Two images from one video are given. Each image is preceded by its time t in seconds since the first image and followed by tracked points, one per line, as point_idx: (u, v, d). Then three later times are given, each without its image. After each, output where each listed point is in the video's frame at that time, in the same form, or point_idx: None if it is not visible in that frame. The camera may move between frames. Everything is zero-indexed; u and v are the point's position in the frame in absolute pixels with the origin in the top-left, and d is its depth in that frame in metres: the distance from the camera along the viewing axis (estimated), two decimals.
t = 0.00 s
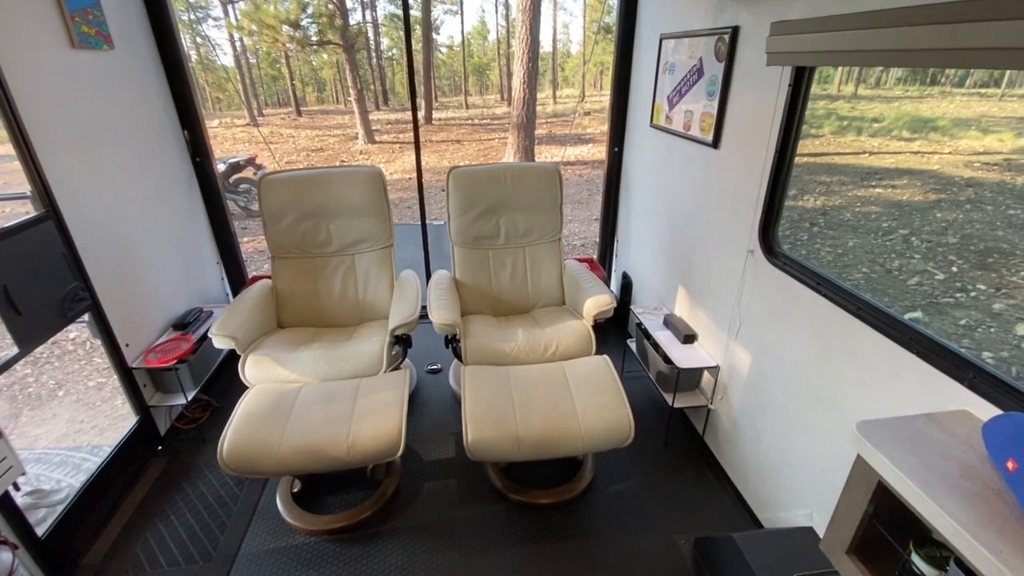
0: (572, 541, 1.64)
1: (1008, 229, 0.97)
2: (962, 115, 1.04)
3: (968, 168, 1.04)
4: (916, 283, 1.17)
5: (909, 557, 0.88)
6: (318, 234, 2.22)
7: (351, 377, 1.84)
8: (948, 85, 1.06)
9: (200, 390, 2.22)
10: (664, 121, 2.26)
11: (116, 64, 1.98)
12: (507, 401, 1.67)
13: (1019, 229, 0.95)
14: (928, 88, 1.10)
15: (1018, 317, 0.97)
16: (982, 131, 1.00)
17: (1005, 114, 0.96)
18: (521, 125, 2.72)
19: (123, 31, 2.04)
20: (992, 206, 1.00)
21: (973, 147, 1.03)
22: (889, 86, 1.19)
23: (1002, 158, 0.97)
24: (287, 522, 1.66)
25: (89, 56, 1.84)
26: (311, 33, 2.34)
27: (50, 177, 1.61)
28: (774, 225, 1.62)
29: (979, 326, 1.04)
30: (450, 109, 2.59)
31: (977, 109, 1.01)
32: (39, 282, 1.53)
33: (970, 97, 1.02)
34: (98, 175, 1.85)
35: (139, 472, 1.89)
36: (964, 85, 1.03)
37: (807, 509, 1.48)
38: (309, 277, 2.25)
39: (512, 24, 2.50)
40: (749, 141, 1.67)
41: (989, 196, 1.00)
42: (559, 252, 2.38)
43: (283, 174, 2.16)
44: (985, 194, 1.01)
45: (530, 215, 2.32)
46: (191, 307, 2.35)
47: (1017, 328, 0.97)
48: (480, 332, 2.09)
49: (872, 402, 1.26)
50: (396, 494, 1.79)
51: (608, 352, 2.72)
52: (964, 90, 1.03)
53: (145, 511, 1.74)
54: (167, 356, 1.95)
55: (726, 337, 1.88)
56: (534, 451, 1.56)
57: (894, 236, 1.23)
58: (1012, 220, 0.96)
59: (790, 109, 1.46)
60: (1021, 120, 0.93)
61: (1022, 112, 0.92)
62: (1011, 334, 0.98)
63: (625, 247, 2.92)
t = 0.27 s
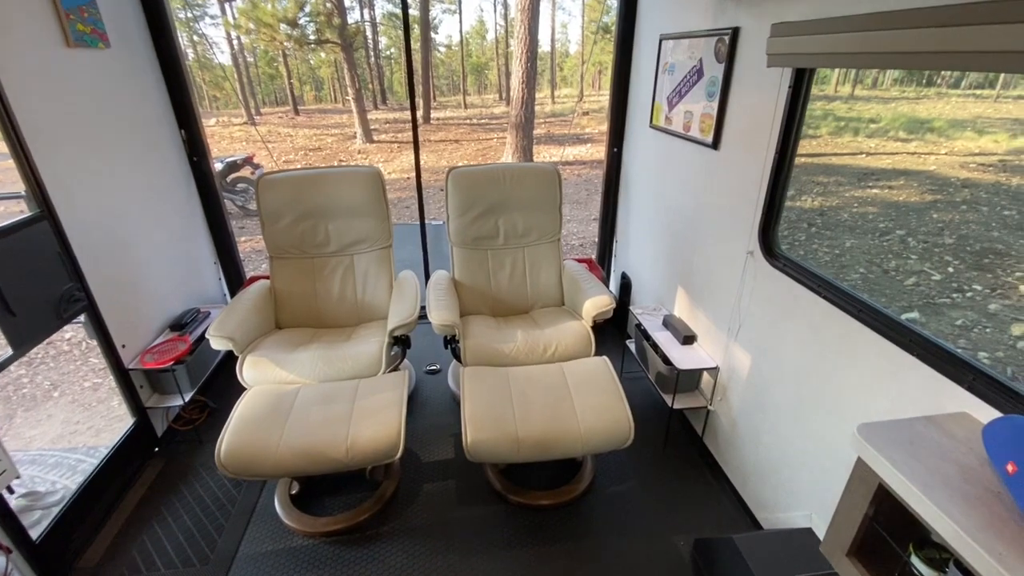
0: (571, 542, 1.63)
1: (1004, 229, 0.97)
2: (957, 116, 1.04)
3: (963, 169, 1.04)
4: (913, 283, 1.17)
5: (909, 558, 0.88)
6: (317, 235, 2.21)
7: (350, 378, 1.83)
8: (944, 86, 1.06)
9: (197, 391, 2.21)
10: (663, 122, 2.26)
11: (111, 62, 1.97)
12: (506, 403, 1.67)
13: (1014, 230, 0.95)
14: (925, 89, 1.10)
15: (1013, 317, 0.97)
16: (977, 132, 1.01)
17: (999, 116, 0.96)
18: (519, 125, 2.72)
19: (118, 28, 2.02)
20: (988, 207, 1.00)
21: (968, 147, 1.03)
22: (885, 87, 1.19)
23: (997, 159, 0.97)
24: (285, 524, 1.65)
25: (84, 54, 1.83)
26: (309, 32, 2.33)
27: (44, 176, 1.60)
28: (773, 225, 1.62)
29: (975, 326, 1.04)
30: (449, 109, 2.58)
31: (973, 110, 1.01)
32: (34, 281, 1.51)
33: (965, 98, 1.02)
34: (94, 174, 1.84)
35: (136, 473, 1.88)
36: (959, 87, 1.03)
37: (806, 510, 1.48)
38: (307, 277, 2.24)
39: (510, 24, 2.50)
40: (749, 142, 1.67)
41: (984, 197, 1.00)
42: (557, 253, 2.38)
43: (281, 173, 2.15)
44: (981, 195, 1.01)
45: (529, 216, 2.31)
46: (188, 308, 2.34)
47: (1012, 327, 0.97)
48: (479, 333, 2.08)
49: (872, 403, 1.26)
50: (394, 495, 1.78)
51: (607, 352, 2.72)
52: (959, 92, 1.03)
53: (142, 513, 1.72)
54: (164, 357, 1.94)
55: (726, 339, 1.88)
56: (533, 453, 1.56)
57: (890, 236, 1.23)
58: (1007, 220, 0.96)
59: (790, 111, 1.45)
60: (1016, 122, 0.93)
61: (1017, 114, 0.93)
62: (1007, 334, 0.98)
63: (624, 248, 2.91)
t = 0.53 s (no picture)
0: (566, 541, 1.63)
1: (993, 228, 0.98)
2: (949, 116, 1.05)
3: (954, 169, 1.04)
4: (905, 281, 1.17)
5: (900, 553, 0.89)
6: (310, 233, 2.20)
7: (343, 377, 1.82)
8: (936, 86, 1.06)
9: (189, 391, 2.19)
10: (658, 120, 2.26)
11: (100, 59, 1.94)
12: (500, 402, 1.66)
13: (1003, 228, 0.96)
14: (916, 90, 1.11)
15: (1003, 315, 0.97)
16: (967, 133, 1.01)
17: (989, 117, 0.97)
18: (515, 125, 2.71)
19: (107, 25, 2.00)
20: (978, 206, 1.00)
21: (959, 148, 1.03)
22: (878, 87, 1.19)
23: (986, 160, 0.98)
24: (278, 525, 1.64)
25: (72, 50, 1.80)
26: (304, 31, 2.31)
27: (30, 175, 1.58)
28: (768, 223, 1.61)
29: (966, 324, 1.04)
30: (444, 109, 2.57)
31: (963, 111, 1.01)
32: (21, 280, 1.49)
33: (955, 98, 1.03)
34: (83, 173, 1.82)
35: (127, 474, 1.86)
36: (950, 87, 1.03)
37: (800, 507, 1.48)
38: (301, 276, 2.23)
39: (506, 23, 2.49)
40: (743, 140, 1.67)
41: (974, 196, 1.01)
42: (552, 252, 2.37)
43: (274, 171, 2.14)
44: (971, 195, 1.02)
45: (524, 214, 2.30)
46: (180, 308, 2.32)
47: (1002, 325, 0.97)
48: (474, 332, 2.07)
49: (864, 401, 1.26)
50: (388, 495, 1.77)
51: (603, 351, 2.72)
52: (950, 92, 1.04)
53: (132, 514, 1.71)
54: (154, 357, 1.92)
55: (720, 336, 1.88)
56: (527, 451, 1.55)
57: (883, 235, 1.23)
58: (996, 219, 0.97)
59: (783, 108, 1.45)
60: (1005, 123, 0.94)
61: (1006, 115, 0.94)
62: (996, 332, 0.98)
63: (619, 247, 2.91)
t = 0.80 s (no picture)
0: (558, 536, 1.64)
1: (976, 226, 0.99)
2: (933, 116, 1.06)
3: (939, 168, 1.06)
4: (892, 278, 1.19)
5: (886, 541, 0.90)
6: (300, 231, 2.18)
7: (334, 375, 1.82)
8: (920, 87, 1.08)
9: (177, 391, 2.17)
10: (648, 118, 2.27)
11: (83, 55, 1.91)
12: (492, 399, 1.66)
13: (986, 226, 0.97)
14: (901, 91, 1.12)
15: (986, 310, 0.99)
16: (952, 132, 1.03)
17: (972, 117, 0.99)
18: (506, 124, 2.71)
19: (90, 22, 1.97)
20: (962, 204, 1.02)
21: (943, 148, 1.05)
22: (864, 88, 1.21)
23: (970, 159, 0.99)
24: (268, 524, 1.63)
25: (54, 46, 1.77)
26: (293, 30, 2.30)
27: (14, 173, 1.56)
28: (757, 221, 1.63)
29: (950, 319, 1.06)
30: (435, 108, 2.57)
31: (948, 111, 1.03)
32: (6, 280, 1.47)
33: (939, 99, 1.04)
34: (68, 172, 1.80)
35: (115, 475, 1.84)
36: (935, 87, 1.05)
37: (789, 499, 1.50)
38: (290, 275, 2.21)
39: (497, 23, 2.49)
40: (731, 136, 1.68)
41: (959, 194, 1.02)
42: (543, 249, 2.38)
43: (262, 169, 2.12)
44: (955, 193, 1.03)
45: (514, 211, 2.31)
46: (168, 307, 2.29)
47: (985, 320, 0.99)
48: (465, 329, 2.07)
49: (852, 394, 1.27)
50: (380, 493, 1.77)
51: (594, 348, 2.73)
52: (934, 93, 1.05)
53: (120, 515, 1.69)
54: (141, 357, 1.90)
55: (709, 331, 1.90)
56: (519, 448, 1.56)
57: (870, 233, 1.25)
58: (980, 217, 0.98)
59: (770, 104, 1.47)
60: (988, 123, 0.96)
61: (988, 116, 0.95)
62: (980, 327, 1.00)
63: (609, 244, 2.93)
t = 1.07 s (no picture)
0: (553, 529, 1.66)
1: (959, 223, 1.04)
2: (915, 117, 1.10)
3: (921, 167, 1.10)
4: (875, 275, 1.24)
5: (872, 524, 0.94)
6: (292, 231, 2.18)
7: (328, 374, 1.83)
8: (901, 88, 1.12)
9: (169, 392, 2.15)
10: (637, 118, 2.31)
11: (74, 54, 1.90)
12: (487, 395, 1.68)
13: (968, 223, 1.02)
14: (883, 92, 1.17)
15: (967, 306, 1.03)
16: (934, 133, 1.07)
17: (954, 117, 1.03)
18: (495, 125, 2.74)
19: (81, 21, 1.96)
20: (944, 203, 1.06)
21: (926, 147, 1.09)
22: (847, 89, 1.25)
23: (952, 158, 1.04)
24: (264, 522, 1.64)
25: (44, 45, 1.75)
26: (279, 30, 2.30)
27: (5, 172, 1.55)
28: (744, 219, 1.67)
29: (933, 314, 1.10)
30: (424, 109, 2.58)
31: (930, 111, 1.07)
32: None
33: (921, 100, 1.08)
34: (59, 172, 1.79)
35: (107, 478, 1.82)
36: (916, 88, 1.09)
37: (777, 488, 1.54)
38: (283, 274, 2.21)
39: (485, 24, 2.51)
40: (718, 136, 1.72)
41: (940, 193, 1.07)
42: (535, 248, 2.41)
43: (253, 169, 2.12)
44: (937, 192, 1.08)
45: (506, 210, 2.33)
46: (159, 307, 2.28)
47: (968, 316, 1.03)
48: (459, 327, 2.09)
49: (836, 385, 1.32)
50: (376, 489, 1.78)
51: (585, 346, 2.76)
52: (916, 93, 1.09)
53: (113, 516, 1.67)
54: (134, 357, 1.89)
55: (699, 326, 1.94)
56: (515, 443, 1.58)
57: (854, 231, 1.30)
58: (962, 215, 1.03)
59: (756, 105, 1.51)
60: (969, 123, 1.00)
61: (970, 115, 0.99)
62: (962, 322, 1.05)
63: (599, 243, 2.97)
